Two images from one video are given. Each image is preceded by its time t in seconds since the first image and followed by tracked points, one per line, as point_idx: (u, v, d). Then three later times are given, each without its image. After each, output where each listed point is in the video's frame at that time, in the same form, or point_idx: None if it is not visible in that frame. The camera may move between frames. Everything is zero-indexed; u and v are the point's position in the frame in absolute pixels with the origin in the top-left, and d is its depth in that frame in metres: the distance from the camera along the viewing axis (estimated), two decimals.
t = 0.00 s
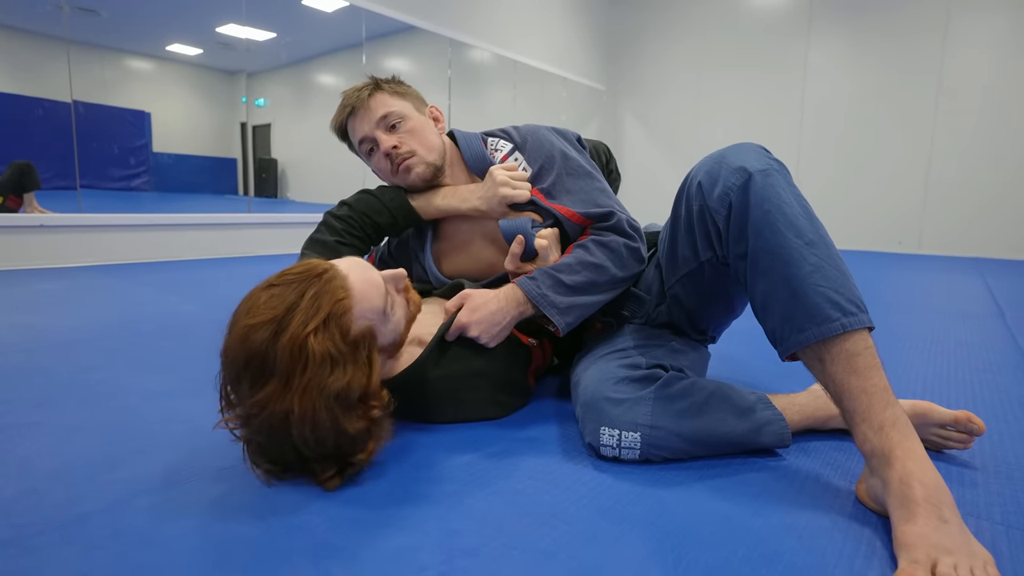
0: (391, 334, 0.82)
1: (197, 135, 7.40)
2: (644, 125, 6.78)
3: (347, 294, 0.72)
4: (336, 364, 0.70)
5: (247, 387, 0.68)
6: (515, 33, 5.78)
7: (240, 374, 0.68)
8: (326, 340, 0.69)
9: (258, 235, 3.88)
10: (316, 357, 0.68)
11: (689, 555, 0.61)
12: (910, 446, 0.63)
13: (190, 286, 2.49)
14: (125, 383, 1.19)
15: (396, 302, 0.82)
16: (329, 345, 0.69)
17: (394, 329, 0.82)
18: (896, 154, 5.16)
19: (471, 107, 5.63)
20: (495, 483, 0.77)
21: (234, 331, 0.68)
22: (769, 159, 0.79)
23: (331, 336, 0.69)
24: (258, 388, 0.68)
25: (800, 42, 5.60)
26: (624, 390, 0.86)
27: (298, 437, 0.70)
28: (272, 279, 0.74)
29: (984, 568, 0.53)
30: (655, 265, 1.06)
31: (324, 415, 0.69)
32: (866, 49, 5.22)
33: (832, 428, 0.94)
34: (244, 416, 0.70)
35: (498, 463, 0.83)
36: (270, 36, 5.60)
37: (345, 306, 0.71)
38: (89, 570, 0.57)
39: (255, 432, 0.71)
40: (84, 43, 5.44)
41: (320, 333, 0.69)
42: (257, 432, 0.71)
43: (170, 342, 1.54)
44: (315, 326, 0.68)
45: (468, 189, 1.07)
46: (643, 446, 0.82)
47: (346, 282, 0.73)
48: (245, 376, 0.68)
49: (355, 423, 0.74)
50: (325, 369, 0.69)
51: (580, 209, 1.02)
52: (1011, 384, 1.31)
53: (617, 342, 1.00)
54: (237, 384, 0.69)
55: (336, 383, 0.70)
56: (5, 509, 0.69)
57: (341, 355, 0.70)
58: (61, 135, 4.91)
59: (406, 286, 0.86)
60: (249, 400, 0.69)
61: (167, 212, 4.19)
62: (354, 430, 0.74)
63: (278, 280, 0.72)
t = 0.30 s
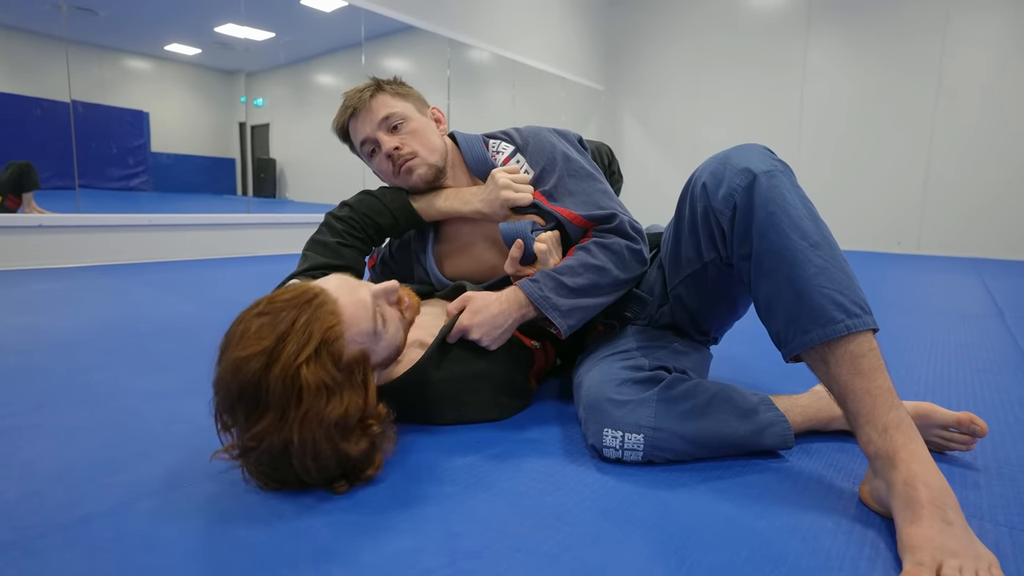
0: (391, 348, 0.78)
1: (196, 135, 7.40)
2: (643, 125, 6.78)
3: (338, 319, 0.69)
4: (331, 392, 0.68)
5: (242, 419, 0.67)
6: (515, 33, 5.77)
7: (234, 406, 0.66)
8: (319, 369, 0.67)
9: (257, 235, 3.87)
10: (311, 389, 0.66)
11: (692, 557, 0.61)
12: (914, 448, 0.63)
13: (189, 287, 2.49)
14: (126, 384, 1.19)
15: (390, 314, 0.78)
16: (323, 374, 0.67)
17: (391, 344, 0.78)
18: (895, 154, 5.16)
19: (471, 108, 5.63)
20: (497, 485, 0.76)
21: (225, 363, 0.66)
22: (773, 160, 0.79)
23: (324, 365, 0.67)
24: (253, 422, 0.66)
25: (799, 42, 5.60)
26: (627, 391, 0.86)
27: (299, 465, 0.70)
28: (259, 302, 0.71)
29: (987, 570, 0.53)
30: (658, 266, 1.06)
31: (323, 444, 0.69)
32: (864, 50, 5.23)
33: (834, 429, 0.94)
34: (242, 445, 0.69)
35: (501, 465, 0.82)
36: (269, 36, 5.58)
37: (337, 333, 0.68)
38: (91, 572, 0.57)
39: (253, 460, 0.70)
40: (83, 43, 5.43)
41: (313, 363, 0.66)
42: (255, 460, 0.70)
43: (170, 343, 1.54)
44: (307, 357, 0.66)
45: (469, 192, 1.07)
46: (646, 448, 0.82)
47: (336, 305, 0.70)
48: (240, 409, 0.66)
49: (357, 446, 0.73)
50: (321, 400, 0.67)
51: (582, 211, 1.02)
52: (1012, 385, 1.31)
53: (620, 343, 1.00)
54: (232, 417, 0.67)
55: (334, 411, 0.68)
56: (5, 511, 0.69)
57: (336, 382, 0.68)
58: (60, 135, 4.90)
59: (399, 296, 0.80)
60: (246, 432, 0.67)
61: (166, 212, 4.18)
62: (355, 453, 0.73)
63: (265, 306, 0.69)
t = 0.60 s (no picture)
0: (348, 379, 0.75)
1: (195, 135, 7.39)
2: (643, 125, 6.78)
3: (258, 373, 0.68)
4: (253, 451, 0.66)
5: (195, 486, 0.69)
6: (514, 33, 5.78)
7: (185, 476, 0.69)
8: (240, 430, 0.66)
9: (256, 235, 3.87)
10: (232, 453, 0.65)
11: (696, 557, 0.60)
12: (917, 447, 0.63)
13: (188, 287, 2.48)
14: (125, 384, 1.18)
15: (336, 343, 0.74)
16: (243, 434, 0.66)
17: (345, 376, 0.74)
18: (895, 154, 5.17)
19: (470, 108, 5.63)
20: (498, 485, 0.76)
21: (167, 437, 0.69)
22: (777, 159, 0.78)
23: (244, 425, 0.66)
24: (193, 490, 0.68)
25: (798, 42, 5.61)
26: (629, 391, 0.86)
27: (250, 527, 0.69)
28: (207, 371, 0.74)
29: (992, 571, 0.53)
30: (659, 265, 1.06)
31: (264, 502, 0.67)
32: (864, 50, 5.23)
33: (835, 429, 0.94)
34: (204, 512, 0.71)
35: (502, 465, 0.82)
36: (268, 36, 5.57)
37: (255, 389, 0.67)
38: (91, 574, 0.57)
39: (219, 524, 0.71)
40: (82, 44, 5.41)
41: (231, 426, 0.66)
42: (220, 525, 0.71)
43: (170, 343, 1.54)
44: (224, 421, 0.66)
45: (469, 193, 1.07)
46: (648, 447, 0.81)
47: (257, 358, 0.68)
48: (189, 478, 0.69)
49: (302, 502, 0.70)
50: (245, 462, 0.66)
51: (580, 213, 1.02)
52: (1013, 385, 1.31)
53: (621, 343, 0.99)
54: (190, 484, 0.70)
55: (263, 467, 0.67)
56: (6, 512, 0.68)
57: (260, 439, 0.67)
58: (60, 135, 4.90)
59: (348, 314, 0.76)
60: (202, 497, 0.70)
61: (164, 213, 4.17)
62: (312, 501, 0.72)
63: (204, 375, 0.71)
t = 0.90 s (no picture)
0: (353, 374, 0.75)
1: (193, 135, 7.38)
2: (642, 125, 6.77)
3: (266, 368, 0.67)
4: (262, 447, 0.66)
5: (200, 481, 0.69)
6: (513, 33, 5.78)
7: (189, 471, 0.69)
8: (249, 424, 0.65)
9: (255, 236, 3.86)
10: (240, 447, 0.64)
11: (695, 559, 0.60)
12: (919, 449, 0.62)
13: (186, 287, 2.47)
14: (123, 385, 1.18)
15: (342, 338, 0.74)
16: (252, 428, 0.65)
17: (351, 371, 0.74)
18: (895, 155, 5.16)
19: (469, 108, 5.63)
20: (497, 487, 0.76)
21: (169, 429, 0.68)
22: (778, 158, 0.78)
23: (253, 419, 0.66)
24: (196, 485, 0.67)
25: (796, 42, 5.61)
26: (628, 391, 0.85)
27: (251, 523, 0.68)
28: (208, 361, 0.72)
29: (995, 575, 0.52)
30: (659, 265, 1.05)
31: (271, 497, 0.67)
32: (863, 50, 5.23)
33: (836, 430, 0.94)
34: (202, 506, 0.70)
35: (501, 466, 0.82)
36: (266, 36, 5.56)
37: (263, 384, 0.66)
38: None
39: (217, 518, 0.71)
40: (81, 44, 5.40)
41: (240, 419, 0.65)
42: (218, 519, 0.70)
43: (167, 344, 1.53)
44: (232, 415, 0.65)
45: (468, 194, 1.06)
46: (647, 449, 0.81)
47: (265, 353, 0.68)
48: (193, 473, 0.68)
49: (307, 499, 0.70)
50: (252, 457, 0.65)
51: (579, 215, 1.02)
52: (1013, 385, 1.30)
53: (621, 343, 0.99)
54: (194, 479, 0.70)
55: (271, 462, 0.66)
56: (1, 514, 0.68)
57: (269, 434, 0.66)
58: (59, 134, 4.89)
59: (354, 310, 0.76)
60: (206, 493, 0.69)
61: (162, 212, 4.16)
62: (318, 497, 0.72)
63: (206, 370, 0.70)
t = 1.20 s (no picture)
0: (388, 358, 0.78)
1: (193, 134, 7.38)
2: (642, 125, 6.77)
3: (340, 337, 0.68)
4: (332, 413, 0.67)
5: (243, 444, 0.66)
6: (513, 33, 5.78)
7: (236, 432, 0.66)
8: (322, 389, 0.66)
9: (255, 236, 3.86)
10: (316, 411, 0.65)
11: (702, 564, 0.60)
12: (926, 452, 0.62)
13: (186, 287, 2.47)
14: (123, 386, 1.17)
15: (386, 325, 0.77)
16: (325, 395, 0.66)
17: (387, 355, 0.78)
18: (895, 155, 5.16)
19: (469, 108, 5.63)
20: (500, 490, 0.75)
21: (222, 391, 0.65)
22: (783, 160, 0.78)
23: (326, 386, 0.66)
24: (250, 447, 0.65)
25: (796, 42, 5.61)
26: (633, 394, 0.85)
27: (301, 488, 0.69)
28: (253, 326, 0.70)
29: None
30: (662, 266, 1.05)
31: (324, 466, 0.68)
32: (864, 50, 5.23)
33: (840, 432, 0.93)
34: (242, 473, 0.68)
35: (504, 469, 0.81)
36: (266, 36, 5.55)
37: (338, 353, 0.67)
38: None
39: (253, 486, 0.69)
40: (80, 43, 5.40)
41: (315, 383, 0.66)
42: (256, 487, 0.69)
43: (168, 344, 1.52)
44: (310, 378, 0.65)
45: (470, 196, 1.06)
46: (652, 451, 0.81)
47: (336, 322, 0.69)
48: (241, 434, 0.66)
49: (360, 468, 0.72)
50: (323, 422, 0.66)
51: (582, 216, 1.01)
52: (1016, 386, 1.30)
53: (624, 345, 0.98)
54: (231, 442, 0.67)
55: (335, 432, 0.67)
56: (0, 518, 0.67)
57: (340, 401, 0.68)
58: (58, 134, 4.88)
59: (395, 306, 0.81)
60: (246, 456, 0.67)
61: (163, 212, 4.16)
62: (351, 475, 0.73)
63: (262, 330, 0.68)
